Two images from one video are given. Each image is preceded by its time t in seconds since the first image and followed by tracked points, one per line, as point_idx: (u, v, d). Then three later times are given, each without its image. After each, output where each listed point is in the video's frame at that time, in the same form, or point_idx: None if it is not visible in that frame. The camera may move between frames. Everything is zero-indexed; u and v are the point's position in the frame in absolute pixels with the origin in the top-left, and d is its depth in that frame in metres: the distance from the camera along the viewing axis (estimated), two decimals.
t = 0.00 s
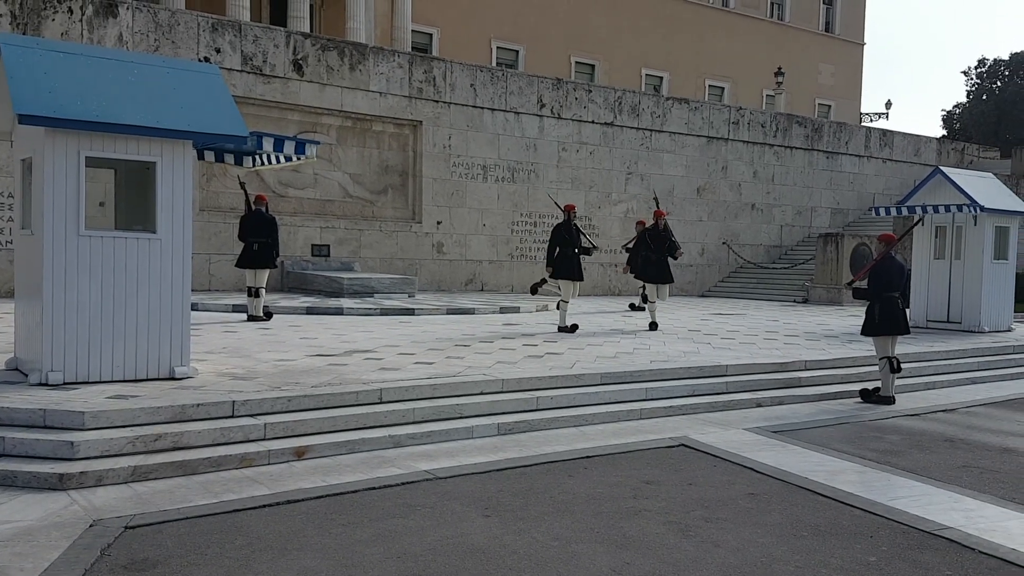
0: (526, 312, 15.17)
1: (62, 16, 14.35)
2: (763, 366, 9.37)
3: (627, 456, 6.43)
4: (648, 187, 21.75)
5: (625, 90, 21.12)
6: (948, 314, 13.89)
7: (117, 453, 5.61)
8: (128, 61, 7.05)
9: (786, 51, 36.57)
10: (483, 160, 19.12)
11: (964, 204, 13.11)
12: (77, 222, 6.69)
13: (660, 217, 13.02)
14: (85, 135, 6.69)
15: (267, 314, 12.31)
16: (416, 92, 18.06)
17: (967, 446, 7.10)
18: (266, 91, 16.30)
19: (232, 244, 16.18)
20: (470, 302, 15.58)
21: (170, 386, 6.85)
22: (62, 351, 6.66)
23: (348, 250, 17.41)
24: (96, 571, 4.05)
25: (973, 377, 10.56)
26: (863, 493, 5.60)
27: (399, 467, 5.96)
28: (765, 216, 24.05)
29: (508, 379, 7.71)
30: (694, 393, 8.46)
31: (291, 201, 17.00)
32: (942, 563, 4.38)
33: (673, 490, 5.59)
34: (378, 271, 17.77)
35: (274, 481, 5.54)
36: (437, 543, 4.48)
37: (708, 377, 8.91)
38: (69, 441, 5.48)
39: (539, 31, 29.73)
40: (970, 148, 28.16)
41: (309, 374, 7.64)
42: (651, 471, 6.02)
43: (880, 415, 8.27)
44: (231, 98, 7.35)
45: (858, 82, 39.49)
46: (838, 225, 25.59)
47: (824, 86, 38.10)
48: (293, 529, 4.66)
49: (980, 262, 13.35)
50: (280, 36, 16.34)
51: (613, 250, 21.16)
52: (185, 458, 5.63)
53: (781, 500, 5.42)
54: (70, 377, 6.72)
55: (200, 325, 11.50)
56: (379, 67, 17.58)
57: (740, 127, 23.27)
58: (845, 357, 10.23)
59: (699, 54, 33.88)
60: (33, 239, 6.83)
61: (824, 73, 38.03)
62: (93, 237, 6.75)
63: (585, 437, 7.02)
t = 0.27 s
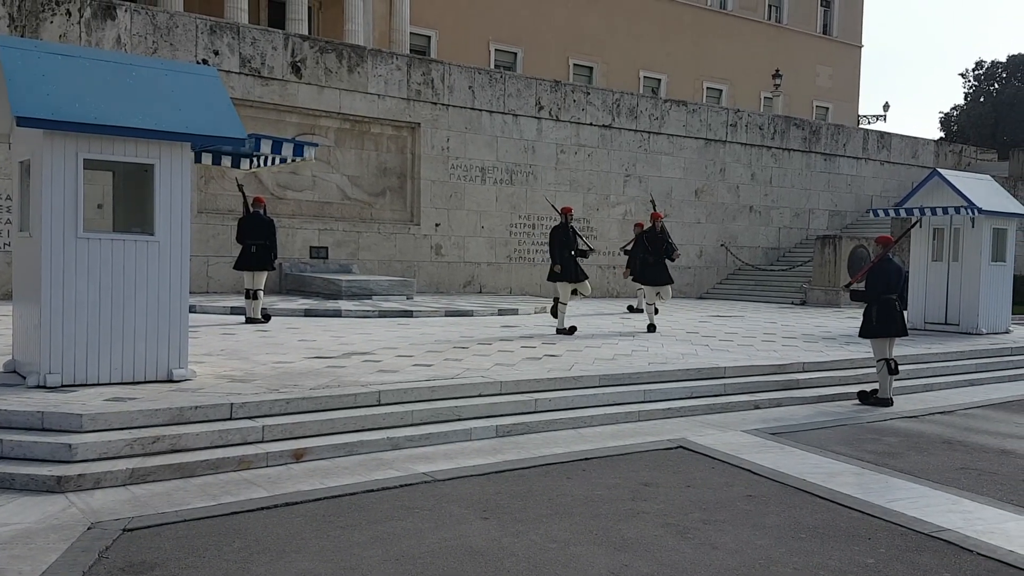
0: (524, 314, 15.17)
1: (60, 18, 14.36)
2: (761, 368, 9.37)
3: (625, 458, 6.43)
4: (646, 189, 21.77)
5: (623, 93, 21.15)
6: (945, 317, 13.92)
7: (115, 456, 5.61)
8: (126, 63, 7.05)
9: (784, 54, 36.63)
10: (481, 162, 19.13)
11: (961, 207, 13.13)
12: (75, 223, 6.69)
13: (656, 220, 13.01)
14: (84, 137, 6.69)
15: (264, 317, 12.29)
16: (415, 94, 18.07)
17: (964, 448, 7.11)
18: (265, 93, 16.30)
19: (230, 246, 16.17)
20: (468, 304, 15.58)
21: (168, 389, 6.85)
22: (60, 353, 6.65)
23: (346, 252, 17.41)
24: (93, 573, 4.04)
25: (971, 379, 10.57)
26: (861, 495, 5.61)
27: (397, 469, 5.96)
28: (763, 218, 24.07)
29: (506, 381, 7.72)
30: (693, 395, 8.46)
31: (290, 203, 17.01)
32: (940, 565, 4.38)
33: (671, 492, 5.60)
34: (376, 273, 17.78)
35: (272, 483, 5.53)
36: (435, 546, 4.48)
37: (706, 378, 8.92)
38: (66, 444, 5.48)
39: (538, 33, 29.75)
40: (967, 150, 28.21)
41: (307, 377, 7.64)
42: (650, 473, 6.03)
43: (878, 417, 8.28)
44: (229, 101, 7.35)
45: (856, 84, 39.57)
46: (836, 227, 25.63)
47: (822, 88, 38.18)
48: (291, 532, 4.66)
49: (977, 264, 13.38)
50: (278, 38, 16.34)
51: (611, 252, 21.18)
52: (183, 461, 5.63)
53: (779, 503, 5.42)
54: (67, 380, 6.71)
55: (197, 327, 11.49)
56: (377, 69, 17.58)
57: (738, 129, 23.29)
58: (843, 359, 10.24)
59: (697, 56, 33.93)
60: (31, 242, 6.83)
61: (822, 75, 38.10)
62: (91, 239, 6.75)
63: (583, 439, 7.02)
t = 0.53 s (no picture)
0: (522, 314, 15.18)
1: (58, 18, 14.34)
2: (759, 368, 9.38)
3: (624, 458, 6.44)
4: (644, 189, 21.79)
5: (621, 93, 21.16)
6: (943, 317, 13.94)
7: (112, 457, 5.60)
8: (123, 64, 7.04)
9: (782, 54, 36.66)
10: (480, 163, 19.13)
11: (959, 207, 13.15)
12: (72, 224, 6.69)
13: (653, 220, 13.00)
14: (81, 137, 6.68)
15: (263, 317, 12.28)
16: (413, 94, 18.07)
17: (963, 448, 7.12)
18: (263, 94, 16.29)
19: (228, 247, 16.16)
20: (467, 305, 15.58)
21: (167, 389, 6.85)
22: (58, 353, 6.64)
23: (345, 253, 17.41)
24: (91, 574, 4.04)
25: (969, 379, 10.58)
26: (859, 495, 5.62)
27: (396, 469, 5.96)
28: (761, 218, 24.08)
29: (505, 381, 7.72)
30: (691, 395, 8.47)
31: (288, 204, 17.01)
32: (938, 565, 4.39)
33: (669, 492, 5.60)
34: (374, 273, 17.78)
35: (270, 484, 5.53)
36: (433, 546, 4.48)
37: (704, 379, 8.93)
38: (65, 444, 5.47)
39: (536, 34, 29.75)
40: (965, 151, 28.25)
41: (305, 377, 7.64)
42: (649, 473, 6.03)
43: (876, 417, 8.29)
44: (227, 102, 7.35)
45: (853, 84, 39.62)
46: (834, 228, 25.66)
47: (820, 89, 38.24)
48: (290, 532, 4.66)
49: (975, 264, 13.39)
50: (276, 38, 16.33)
51: (609, 252, 21.19)
52: (181, 461, 5.63)
53: (778, 503, 5.42)
54: (65, 380, 6.70)
55: (195, 328, 11.48)
56: (375, 70, 17.58)
57: (736, 129, 23.31)
58: (841, 359, 10.24)
59: (695, 57, 33.96)
60: (28, 242, 6.83)
61: (819, 76, 38.14)
62: (88, 239, 6.75)
63: (582, 439, 7.02)
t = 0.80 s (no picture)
0: (521, 316, 15.19)
1: (58, 20, 14.33)
2: (758, 369, 9.39)
3: (624, 460, 6.43)
4: (644, 191, 21.79)
5: (621, 95, 21.16)
6: (943, 318, 13.95)
7: (112, 458, 5.60)
8: (123, 65, 7.05)
9: (781, 56, 36.67)
10: (479, 164, 19.14)
11: (958, 209, 13.16)
12: (71, 225, 6.69)
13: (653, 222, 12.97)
14: (80, 139, 6.69)
15: (263, 318, 12.28)
16: (413, 96, 18.07)
17: (963, 450, 7.12)
18: (262, 95, 16.29)
19: (228, 248, 16.16)
20: (467, 306, 15.58)
21: (166, 391, 6.84)
22: (58, 355, 6.64)
23: (344, 254, 17.42)
24: None
25: (969, 381, 10.59)
26: (858, 496, 5.62)
27: (395, 471, 5.96)
28: (761, 220, 24.09)
29: (504, 383, 7.71)
30: (691, 397, 8.47)
31: (288, 205, 17.01)
32: (938, 566, 4.39)
33: (669, 494, 5.59)
34: (374, 275, 17.78)
35: (270, 486, 5.53)
36: (433, 548, 4.48)
37: (704, 380, 8.93)
38: (64, 446, 5.47)
39: (536, 36, 29.76)
40: (965, 153, 28.25)
41: (305, 379, 7.63)
42: (648, 475, 6.03)
43: (876, 419, 8.29)
44: (227, 103, 7.35)
45: (853, 86, 39.64)
46: (833, 230, 25.67)
47: (819, 91, 38.25)
48: (289, 534, 4.66)
49: (975, 266, 13.40)
50: (276, 40, 16.33)
51: (609, 254, 21.19)
52: (180, 463, 5.62)
53: (778, 504, 5.42)
54: (65, 382, 6.70)
55: (195, 329, 11.48)
56: (375, 71, 17.59)
57: (735, 131, 23.32)
58: (841, 361, 10.25)
59: (694, 58, 33.98)
60: (28, 243, 6.83)
61: (819, 77, 38.15)
62: (88, 241, 6.75)
63: (582, 441, 7.02)
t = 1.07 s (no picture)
0: (521, 318, 15.20)
1: (58, 22, 14.33)
2: (758, 371, 9.39)
3: (623, 462, 6.43)
4: (643, 193, 21.80)
5: (620, 97, 21.17)
6: (943, 320, 13.96)
7: (111, 460, 5.60)
8: (123, 67, 7.05)
9: (781, 58, 36.70)
10: (479, 166, 19.15)
11: (957, 210, 13.17)
12: (71, 228, 6.69)
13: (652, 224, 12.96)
14: (81, 141, 6.70)
15: (263, 320, 12.28)
16: (412, 98, 18.08)
17: (962, 451, 7.12)
18: (262, 97, 16.30)
19: (228, 250, 16.17)
20: (466, 308, 15.57)
21: (166, 393, 6.84)
22: (57, 357, 6.63)
23: (344, 256, 17.43)
24: None
25: (968, 383, 10.59)
26: (858, 498, 5.62)
27: (394, 473, 5.96)
28: (760, 221, 24.10)
29: (504, 385, 7.71)
30: (691, 398, 8.47)
31: (287, 207, 17.00)
32: (937, 568, 4.39)
33: (669, 496, 5.59)
34: (374, 277, 17.78)
35: (269, 488, 5.53)
36: (433, 550, 4.48)
37: (704, 382, 8.93)
38: (63, 448, 5.47)
39: (535, 37, 29.80)
40: (964, 155, 28.24)
41: (304, 381, 7.63)
42: (648, 477, 6.03)
43: (875, 421, 8.29)
44: (226, 105, 7.35)
45: (852, 88, 39.67)
46: (832, 231, 25.68)
47: (819, 92, 38.29)
48: (288, 536, 4.65)
49: (974, 268, 13.40)
50: (276, 42, 16.34)
51: (608, 256, 21.20)
52: (179, 465, 5.62)
53: (777, 506, 5.43)
54: (64, 384, 6.69)
55: (194, 331, 11.47)
56: (374, 73, 17.60)
57: (735, 133, 23.33)
58: (840, 363, 10.24)
59: (693, 61, 34.00)
60: (27, 245, 6.84)
61: (818, 79, 38.19)
62: (87, 243, 6.74)
63: (581, 443, 7.02)
